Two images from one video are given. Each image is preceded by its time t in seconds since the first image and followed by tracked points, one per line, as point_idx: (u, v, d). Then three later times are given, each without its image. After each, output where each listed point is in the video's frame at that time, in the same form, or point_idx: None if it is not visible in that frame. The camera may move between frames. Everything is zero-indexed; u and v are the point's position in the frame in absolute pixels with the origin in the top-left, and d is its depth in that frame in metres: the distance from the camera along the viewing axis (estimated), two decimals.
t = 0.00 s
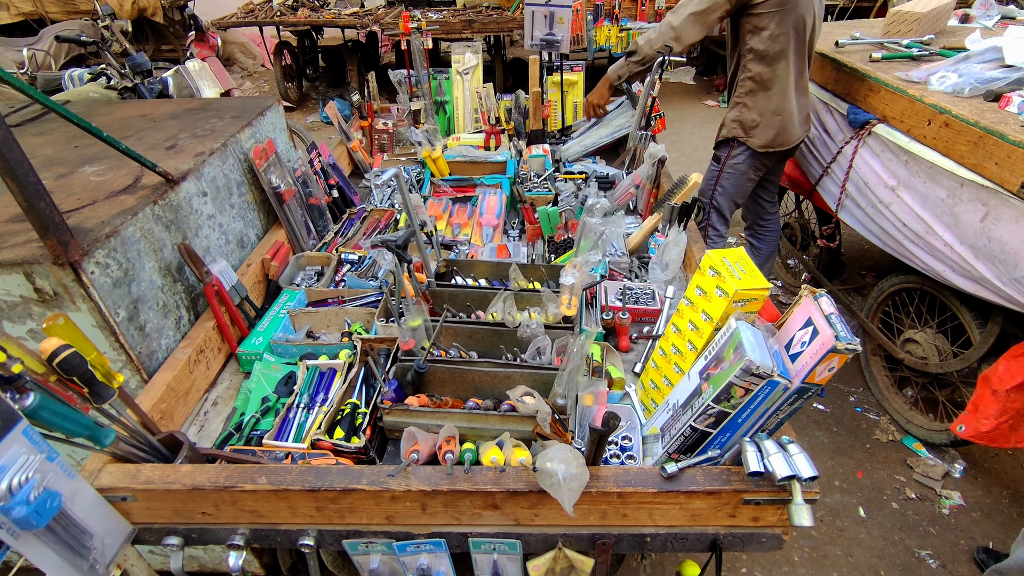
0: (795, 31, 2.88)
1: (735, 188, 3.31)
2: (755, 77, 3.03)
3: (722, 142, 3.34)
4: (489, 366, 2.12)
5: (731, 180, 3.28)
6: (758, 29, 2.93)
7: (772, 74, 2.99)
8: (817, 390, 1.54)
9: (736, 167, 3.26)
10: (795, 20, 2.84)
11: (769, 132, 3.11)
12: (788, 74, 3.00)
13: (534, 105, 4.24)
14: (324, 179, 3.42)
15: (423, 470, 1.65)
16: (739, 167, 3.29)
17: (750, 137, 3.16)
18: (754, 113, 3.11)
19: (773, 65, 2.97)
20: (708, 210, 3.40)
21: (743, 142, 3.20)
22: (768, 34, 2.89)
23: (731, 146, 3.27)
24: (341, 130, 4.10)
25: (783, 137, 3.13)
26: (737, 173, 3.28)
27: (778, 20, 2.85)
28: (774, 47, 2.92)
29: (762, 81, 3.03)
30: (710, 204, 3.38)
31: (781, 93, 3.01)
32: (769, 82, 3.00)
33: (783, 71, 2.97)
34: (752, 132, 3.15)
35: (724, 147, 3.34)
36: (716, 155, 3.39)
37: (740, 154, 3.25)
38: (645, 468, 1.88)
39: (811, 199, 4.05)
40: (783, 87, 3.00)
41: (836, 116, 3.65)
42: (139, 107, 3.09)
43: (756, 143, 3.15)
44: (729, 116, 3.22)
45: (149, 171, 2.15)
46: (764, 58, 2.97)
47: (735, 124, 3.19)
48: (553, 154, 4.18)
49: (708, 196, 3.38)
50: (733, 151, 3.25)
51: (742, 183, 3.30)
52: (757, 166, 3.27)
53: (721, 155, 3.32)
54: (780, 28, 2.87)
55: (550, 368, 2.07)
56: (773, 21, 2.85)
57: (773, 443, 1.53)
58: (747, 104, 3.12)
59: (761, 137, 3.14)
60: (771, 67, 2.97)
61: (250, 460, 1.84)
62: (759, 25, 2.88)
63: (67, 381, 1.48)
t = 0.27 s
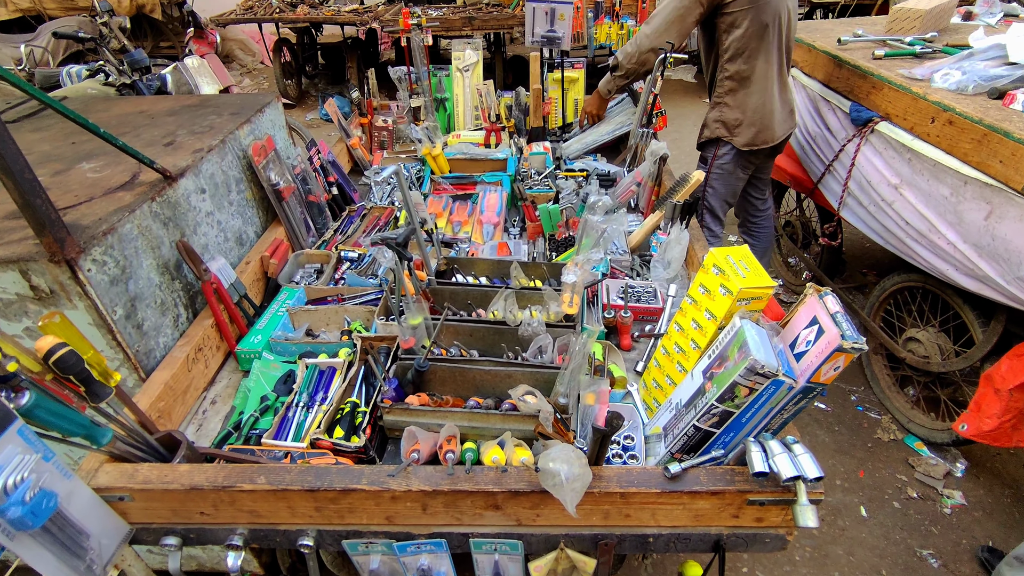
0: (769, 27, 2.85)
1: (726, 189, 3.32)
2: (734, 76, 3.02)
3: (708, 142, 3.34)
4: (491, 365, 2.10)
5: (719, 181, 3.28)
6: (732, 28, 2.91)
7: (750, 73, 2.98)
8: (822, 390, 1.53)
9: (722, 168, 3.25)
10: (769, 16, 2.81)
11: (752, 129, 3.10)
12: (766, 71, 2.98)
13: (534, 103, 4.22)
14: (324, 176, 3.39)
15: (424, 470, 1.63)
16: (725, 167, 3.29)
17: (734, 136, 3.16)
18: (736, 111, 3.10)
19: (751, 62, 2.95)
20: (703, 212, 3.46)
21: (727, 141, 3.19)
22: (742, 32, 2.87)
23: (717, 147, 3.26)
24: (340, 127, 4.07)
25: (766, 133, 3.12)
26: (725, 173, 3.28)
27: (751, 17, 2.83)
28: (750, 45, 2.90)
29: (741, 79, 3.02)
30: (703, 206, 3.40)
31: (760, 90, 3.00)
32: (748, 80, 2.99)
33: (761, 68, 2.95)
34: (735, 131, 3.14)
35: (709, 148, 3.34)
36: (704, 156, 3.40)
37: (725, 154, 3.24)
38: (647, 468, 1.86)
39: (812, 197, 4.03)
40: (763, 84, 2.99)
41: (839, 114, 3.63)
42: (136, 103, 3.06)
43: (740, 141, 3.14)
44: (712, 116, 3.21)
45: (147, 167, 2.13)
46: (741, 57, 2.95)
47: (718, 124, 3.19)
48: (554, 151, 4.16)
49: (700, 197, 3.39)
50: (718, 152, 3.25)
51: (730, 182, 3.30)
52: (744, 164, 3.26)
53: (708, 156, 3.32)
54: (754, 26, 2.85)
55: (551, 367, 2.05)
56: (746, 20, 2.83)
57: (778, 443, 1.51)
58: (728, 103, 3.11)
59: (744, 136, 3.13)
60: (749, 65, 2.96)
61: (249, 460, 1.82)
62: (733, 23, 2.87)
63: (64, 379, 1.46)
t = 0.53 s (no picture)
0: (759, 24, 2.84)
1: (723, 189, 3.32)
2: (726, 74, 3.00)
3: (699, 142, 3.30)
4: (491, 364, 2.08)
5: (715, 182, 3.28)
6: (723, 25, 2.90)
7: (741, 70, 2.96)
8: (826, 392, 1.51)
9: (716, 167, 3.25)
10: (759, 12, 2.80)
11: (744, 127, 3.07)
12: (757, 68, 2.96)
13: (536, 99, 4.19)
14: (324, 173, 3.37)
15: (423, 471, 1.61)
16: (720, 167, 3.28)
17: (726, 135, 3.12)
18: (728, 110, 3.07)
19: (741, 59, 2.93)
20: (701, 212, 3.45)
21: (718, 140, 3.16)
22: (732, 29, 2.86)
23: (709, 148, 3.23)
24: (341, 124, 4.04)
25: (757, 132, 3.09)
26: (720, 173, 3.28)
27: (741, 14, 2.82)
28: (740, 42, 2.88)
29: (732, 76, 2.99)
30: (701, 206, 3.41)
31: (752, 88, 2.98)
32: (740, 78, 2.97)
33: (752, 66, 2.93)
34: (727, 129, 3.11)
35: (701, 148, 3.30)
36: (697, 157, 3.38)
37: (718, 153, 3.22)
38: (648, 469, 1.85)
39: (815, 196, 4.01)
40: (754, 82, 2.97)
41: (842, 112, 3.60)
42: (136, 99, 3.04)
43: (732, 140, 3.11)
44: (703, 115, 3.18)
45: (145, 164, 2.11)
46: (731, 54, 2.93)
47: (709, 123, 3.15)
48: (556, 149, 4.14)
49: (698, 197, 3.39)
50: (711, 153, 3.23)
51: (726, 181, 3.30)
52: (739, 164, 3.26)
53: (703, 155, 3.30)
54: (744, 22, 2.83)
55: (552, 367, 2.03)
56: (736, 16, 2.82)
57: (782, 446, 1.49)
58: (719, 102, 3.09)
59: (736, 134, 3.09)
60: (740, 62, 2.93)
61: (247, 459, 1.80)
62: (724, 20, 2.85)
63: (59, 379, 1.45)
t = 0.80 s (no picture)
0: (763, 20, 2.79)
1: (726, 188, 3.29)
2: (729, 70, 2.96)
3: (702, 138, 3.27)
4: (493, 365, 2.05)
5: (717, 180, 3.25)
6: (726, 21, 2.85)
7: (745, 66, 2.91)
8: (833, 396, 1.48)
9: (719, 165, 3.22)
10: (762, 8, 2.75)
11: (747, 125, 3.03)
12: (761, 65, 2.92)
13: (540, 96, 4.15)
14: (325, 170, 3.34)
15: (423, 474, 1.59)
16: (723, 165, 3.25)
17: (729, 132, 3.09)
18: (731, 107, 3.03)
19: (745, 56, 2.89)
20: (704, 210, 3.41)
21: (721, 137, 3.12)
22: (735, 25, 2.81)
23: (713, 146, 3.20)
24: (343, 120, 4.02)
25: (761, 129, 3.05)
26: (723, 171, 3.25)
27: (745, 9, 2.77)
28: (743, 38, 2.84)
29: (735, 74, 2.95)
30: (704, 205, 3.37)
31: (756, 85, 2.94)
32: (743, 75, 2.93)
33: (756, 62, 2.89)
34: (730, 126, 3.07)
35: (704, 145, 3.27)
36: (699, 155, 3.33)
37: (721, 150, 3.19)
38: (652, 472, 1.83)
39: (821, 194, 3.97)
40: (758, 78, 2.93)
41: (850, 110, 3.55)
42: (136, 95, 3.02)
43: (735, 137, 3.07)
44: (706, 112, 3.14)
45: (144, 161, 2.09)
46: (735, 51, 2.89)
47: (712, 120, 3.11)
48: (559, 146, 4.11)
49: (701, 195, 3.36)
50: (715, 151, 3.21)
51: (729, 179, 3.27)
52: (742, 162, 3.24)
53: (705, 154, 3.27)
54: (748, 19, 2.78)
55: (555, 368, 2.01)
56: (739, 12, 2.77)
57: (788, 452, 1.47)
58: (722, 98, 3.05)
59: (739, 132, 3.06)
60: (743, 59, 2.89)
61: (246, 460, 1.78)
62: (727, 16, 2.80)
63: (55, 378, 1.42)
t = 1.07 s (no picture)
0: (770, 15, 2.74)
1: (729, 187, 3.25)
2: (733, 66, 2.90)
3: (701, 134, 3.21)
4: (491, 368, 2.03)
5: (720, 179, 3.20)
6: (733, 15, 2.78)
7: (749, 62, 2.86)
8: (837, 404, 1.44)
9: (723, 164, 3.17)
10: (771, 4, 2.69)
11: (748, 122, 2.99)
12: (765, 62, 2.87)
13: (542, 93, 4.11)
14: (325, 168, 3.32)
15: (418, 480, 1.57)
16: (726, 164, 3.20)
17: (729, 129, 3.04)
18: (733, 103, 2.98)
19: (750, 51, 2.83)
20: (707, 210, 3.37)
21: (721, 134, 3.08)
22: (743, 19, 2.74)
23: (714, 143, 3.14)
24: (343, 117, 3.99)
25: (762, 127, 3.01)
26: (726, 170, 3.21)
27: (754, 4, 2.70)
28: (750, 34, 2.78)
29: (739, 69, 2.90)
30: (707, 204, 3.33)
31: (759, 82, 2.90)
32: (747, 70, 2.88)
33: (760, 58, 2.84)
34: (730, 123, 3.03)
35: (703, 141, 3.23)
36: (702, 153, 3.28)
37: (724, 148, 3.13)
38: (651, 479, 1.79)
39: (826, 194, 3.92)
40: (761, 76, 2.89)
41: (856, 108, 3.49)
42: (135, 92, 3.00)
43: (735, 134, 3.03)
44: (706, 108, 3.08)
45: (139, 160, 2.06)
46: (740, 46, 2.83)
47: (712, 116, 3.06)
48: (562, 144, 4.07)
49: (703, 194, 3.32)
50: (717, 149, 3.15)
51: (732, 178, 3.23)
52: (745, 160, 3.20)
53: (708, 152, 3.21)
54: (756, 14, 2.72)
55: (554, 372, 1.98)
56: (748, 6, 2.70)
57: (790, 462, 1.43)
58: (723, 94, 2.99)
59: (739, 129, 3.02)
60: (748, 55, 2.83)
61: (240, 464, 1.76)
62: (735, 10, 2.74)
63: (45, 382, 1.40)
